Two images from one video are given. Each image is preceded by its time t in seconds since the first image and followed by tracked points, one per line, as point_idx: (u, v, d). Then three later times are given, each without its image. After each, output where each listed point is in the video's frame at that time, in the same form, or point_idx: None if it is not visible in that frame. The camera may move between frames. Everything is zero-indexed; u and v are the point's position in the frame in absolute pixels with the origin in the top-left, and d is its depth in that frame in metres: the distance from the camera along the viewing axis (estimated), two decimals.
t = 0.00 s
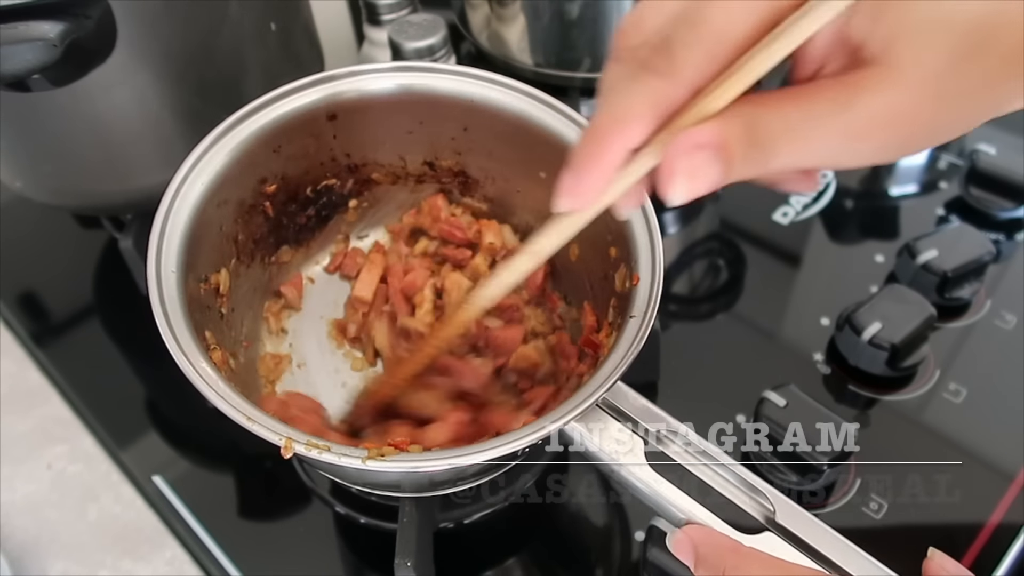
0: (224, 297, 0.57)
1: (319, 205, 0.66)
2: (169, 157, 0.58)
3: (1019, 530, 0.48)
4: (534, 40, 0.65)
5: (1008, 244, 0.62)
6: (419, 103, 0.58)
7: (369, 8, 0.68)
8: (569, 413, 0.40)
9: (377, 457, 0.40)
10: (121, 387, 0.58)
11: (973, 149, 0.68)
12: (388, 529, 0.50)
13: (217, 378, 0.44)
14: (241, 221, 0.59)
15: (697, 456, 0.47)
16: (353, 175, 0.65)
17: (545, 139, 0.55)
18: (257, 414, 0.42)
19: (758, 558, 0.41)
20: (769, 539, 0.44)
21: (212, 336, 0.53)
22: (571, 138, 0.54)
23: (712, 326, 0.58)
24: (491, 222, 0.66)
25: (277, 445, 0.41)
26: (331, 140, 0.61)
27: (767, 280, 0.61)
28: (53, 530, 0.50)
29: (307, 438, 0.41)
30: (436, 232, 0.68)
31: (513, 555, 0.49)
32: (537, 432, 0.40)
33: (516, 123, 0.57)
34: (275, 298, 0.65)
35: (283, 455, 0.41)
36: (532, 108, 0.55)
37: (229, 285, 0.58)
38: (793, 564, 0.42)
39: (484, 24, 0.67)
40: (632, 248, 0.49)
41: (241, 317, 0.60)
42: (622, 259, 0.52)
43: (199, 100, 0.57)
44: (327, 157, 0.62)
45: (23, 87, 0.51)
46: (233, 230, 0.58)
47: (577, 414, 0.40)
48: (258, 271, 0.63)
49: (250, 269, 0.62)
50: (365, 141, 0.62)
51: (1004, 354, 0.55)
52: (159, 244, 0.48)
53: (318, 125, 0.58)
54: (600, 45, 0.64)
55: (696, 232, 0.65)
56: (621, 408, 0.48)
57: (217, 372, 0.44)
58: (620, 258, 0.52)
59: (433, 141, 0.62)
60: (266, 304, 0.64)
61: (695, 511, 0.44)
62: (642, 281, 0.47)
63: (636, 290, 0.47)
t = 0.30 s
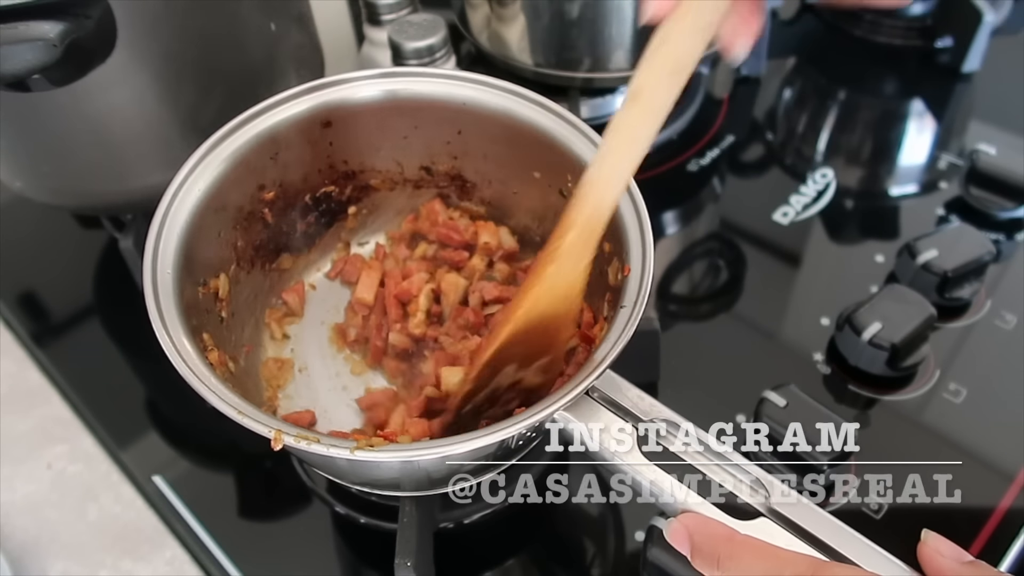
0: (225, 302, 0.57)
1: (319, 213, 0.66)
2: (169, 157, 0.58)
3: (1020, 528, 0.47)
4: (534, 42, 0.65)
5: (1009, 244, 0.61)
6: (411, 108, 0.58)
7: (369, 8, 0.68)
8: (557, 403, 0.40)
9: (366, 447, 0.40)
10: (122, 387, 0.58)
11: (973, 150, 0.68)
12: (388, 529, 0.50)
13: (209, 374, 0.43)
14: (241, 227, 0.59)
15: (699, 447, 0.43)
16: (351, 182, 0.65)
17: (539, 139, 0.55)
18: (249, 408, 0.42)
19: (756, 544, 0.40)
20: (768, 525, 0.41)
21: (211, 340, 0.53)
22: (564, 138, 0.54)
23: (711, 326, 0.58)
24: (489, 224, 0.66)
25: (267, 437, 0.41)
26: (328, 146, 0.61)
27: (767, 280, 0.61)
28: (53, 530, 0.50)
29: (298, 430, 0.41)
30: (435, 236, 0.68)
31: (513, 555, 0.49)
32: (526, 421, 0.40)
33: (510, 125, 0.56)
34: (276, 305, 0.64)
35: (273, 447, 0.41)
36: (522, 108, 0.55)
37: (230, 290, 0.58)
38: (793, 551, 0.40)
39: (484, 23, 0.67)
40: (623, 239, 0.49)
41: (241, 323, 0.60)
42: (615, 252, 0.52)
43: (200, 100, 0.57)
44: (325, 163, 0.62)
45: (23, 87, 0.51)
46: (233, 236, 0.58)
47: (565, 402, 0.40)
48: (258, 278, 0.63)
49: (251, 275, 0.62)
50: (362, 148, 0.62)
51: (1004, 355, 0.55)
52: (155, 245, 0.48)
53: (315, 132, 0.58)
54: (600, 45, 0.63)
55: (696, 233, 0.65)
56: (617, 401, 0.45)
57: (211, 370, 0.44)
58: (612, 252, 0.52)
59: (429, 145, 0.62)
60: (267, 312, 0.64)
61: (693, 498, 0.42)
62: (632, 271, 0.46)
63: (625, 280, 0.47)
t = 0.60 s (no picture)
0: (224, 304, 0.57)
1: (319, 215, 0.66)
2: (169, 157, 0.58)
3: (1020, 528, 0.47)
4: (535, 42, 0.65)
5: (1009, 244, 0.61)
6: (408, 110, 0.58)
7: (369, 8, 0.68)
8: (555, 400, 0.41)
9: (364, 444, 0.40)
10: (122, 388, 0.58)
11: (973, 150, 0.68)
12: (388, 529, 0.50)
13: (208, 374, 0.43)
14: (240, 229, 0.59)
15: (699, 447, 0.43)
16: (350, 184, 0.65)
17: (538, 139, 0.55)
18: (246, 407, 0.42)
19: (754, 543, 0.39)
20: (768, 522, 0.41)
21: (212, 342, 0.53)
22: (564, 140, 0.54)
23: (711, 326, 0.58)
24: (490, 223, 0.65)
25: (264, 436, 0.41)
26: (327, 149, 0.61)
27: (767, 280, 0.61)
28: (53, 530, 0.50)
29: (295, 428, 0.41)
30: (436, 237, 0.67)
31: (513, 555, 0.49)
32: (524, 418, 0.40)
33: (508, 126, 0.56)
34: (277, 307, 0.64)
35: (271, 446, 0.41)
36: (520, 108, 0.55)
37: (229, 292, 0.58)
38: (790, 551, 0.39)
39: (484, 23, 0.67)
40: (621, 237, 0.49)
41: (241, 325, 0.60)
42: (613, 251, 0.52)
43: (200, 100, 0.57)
44: (324, 165, 0.62)
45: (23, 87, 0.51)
46: (232, 237, 0.58)
47: (563, 400, 0.41)
48: (259, 280, 0.63)
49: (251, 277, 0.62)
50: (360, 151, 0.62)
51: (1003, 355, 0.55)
52: (154, 247, 0.48)
53: (314, 134, 0.58)
54: (600, 45, 0.63)
55: (696, 233, 0.65)
56: (613, 397, 0.45)
57: (209, 371, 0.44)
58: (611, 250, 0.52)
59: (427, 148, 0.62)
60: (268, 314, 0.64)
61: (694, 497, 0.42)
62: (630, 270, 0.46)
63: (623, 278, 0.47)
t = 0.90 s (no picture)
0: (224, 306, 0.57)
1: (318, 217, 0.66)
2: (169, 157, 0.58)
3: (1020, 527, 0.47)
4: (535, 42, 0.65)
5: (1008, 244, 0.61)
6: (403, 112, 0.59)
7: (369, 8, 0.68)
8: (549, 394, 0.41)
9: (359, 441, 0.40)
10: (122, 387, 0.58)
11: (973, 149, 0.68)
12: (388, 529, 0.50)
13: (207, 374, 0.44)
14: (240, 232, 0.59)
15: (699, 446, 0.43)
16: (350, 186, 0.65)
17: (536, 140, 0.55)
18: (242, 405, 0.42)
19: (750, 536, 0.39)
20: (766, 517, 0.41)
21: (210, 343, 0.53)
22: (563, 141, 0.53)
23: (711, 326, 0.59)
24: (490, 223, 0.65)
25: (261, 433, 0.41)
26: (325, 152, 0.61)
27: (767, 280, 0.61)
28: (53, 530, 0.50)
29: (290, 423, 0.41)
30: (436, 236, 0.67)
31: (513, 555, 0.49)
32: (519, 413, 0.40)
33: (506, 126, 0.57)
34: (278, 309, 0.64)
35: (267, 443, 0.41)
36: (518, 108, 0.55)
37: (229, 295, 0.58)
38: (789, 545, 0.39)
39: (484, 23, 0.67)
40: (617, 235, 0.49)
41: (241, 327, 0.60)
42: (611, 249, 0.52)
43: (200, 101, 0.57)
44: (323, 168, 0.62)
45: (23, 87, 0.51)
46: (232, 240, 0.58)
47: (558, 395, 0.40)
48: (258, 283, 0.63)
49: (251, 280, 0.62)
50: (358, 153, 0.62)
51: (1003, 355, 0.55)
52: (153, 251, 0.48)
53: (313, 137, 0.59)
54: (600, 45, 0.63)
55: (696, 232, 0.65)
56: (614, 398, 0.45)
57: (208, 371, 0.44)
58: (607, 249, 0.52)
59: (425, 150, 0.62)
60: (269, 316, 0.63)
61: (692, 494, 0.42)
62: (626, 266, 0.47)
63: (619, 276, 0.47)
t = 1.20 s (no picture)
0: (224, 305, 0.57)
1: (318, 216, 0.66)
2: (169, 157, 0.58)
3: (1020, 527, 0.47)
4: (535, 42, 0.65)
5: (1008, 244, 0.61)
6: (402, 111, 0.58)
7: (369, 8, 0.68)
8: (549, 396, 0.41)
9: (360, 442, 0.40)
10: (122, 387, 0.58)
11: (973, 149, 0.68)
12: (388, 529, 0.50)
13: (207, 374, 0.44)
14: (241, 230, 0.59)
15: (699, 446, 0.43)
16: (350, 185, 0.65)
17: (535, 140, 0.56)
18: (243, 406, 0.42)
19: (751, 533, 0.39)
20: (766, 517, 0.41)
21: (211, 341, 0.53)
22: (563, 139, 0.53)
23: (711, 326, 0.59)
24: (489, 224, 0.65)
25: (262, 434, 0.41)
26: (325, 150, 0.61)
27: (767, 280, 0.61)
28: (53, 530, 0.50)
29: (291, 425, 0.41)
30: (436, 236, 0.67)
31: (513, 555, 0.49)
32: (519, 414, 0.40)
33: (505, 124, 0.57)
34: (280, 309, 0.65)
35: (268, 444, 0.41)
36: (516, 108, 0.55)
37: (230, 294, 0.58)
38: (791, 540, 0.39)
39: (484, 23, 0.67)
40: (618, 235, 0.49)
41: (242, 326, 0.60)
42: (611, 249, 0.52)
43: (200, 102, 0.57)
44: (324, 167, 0.62)
45: (23, 87, 0.51)
46: (233, 239, 0.58)
47: (559, 396, 0.40)
48: (258, 282, 0.63)
49: (252, 279, 0.62)
50: (358, 152, 0.62)
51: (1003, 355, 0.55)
52: (152, 251, 0.48)
53: (314, 135, 0.59)
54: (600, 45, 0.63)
55: (696, 232, 0.65)
56: (614, 397, 0.45)
57: (209, 371, 0.44)
58: (608, 249, 0.52)
59: (425, 149, 0.62)
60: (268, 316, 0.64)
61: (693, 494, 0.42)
62: (627, 267, 0.46)
63: (620, 277, 0.47)
